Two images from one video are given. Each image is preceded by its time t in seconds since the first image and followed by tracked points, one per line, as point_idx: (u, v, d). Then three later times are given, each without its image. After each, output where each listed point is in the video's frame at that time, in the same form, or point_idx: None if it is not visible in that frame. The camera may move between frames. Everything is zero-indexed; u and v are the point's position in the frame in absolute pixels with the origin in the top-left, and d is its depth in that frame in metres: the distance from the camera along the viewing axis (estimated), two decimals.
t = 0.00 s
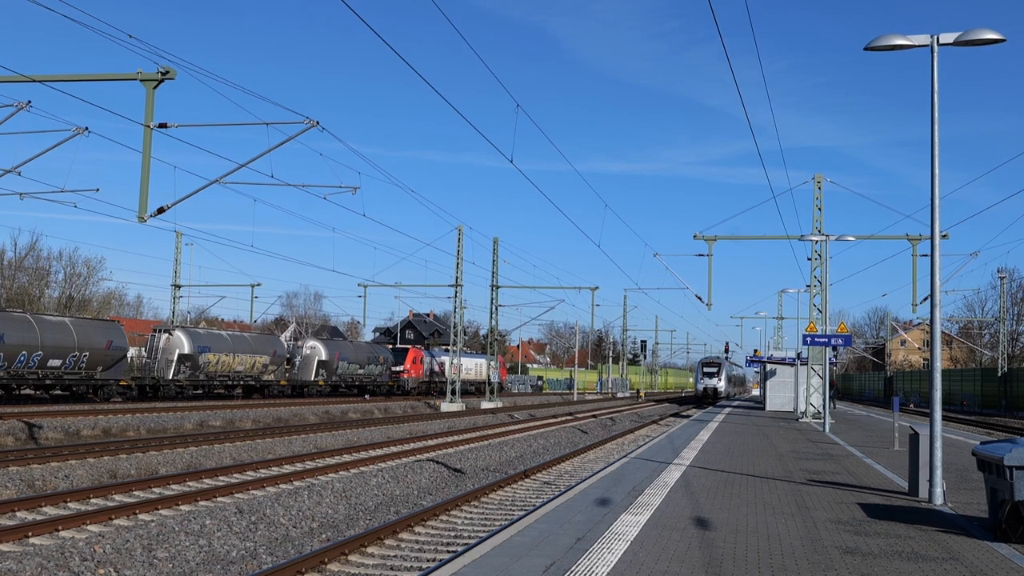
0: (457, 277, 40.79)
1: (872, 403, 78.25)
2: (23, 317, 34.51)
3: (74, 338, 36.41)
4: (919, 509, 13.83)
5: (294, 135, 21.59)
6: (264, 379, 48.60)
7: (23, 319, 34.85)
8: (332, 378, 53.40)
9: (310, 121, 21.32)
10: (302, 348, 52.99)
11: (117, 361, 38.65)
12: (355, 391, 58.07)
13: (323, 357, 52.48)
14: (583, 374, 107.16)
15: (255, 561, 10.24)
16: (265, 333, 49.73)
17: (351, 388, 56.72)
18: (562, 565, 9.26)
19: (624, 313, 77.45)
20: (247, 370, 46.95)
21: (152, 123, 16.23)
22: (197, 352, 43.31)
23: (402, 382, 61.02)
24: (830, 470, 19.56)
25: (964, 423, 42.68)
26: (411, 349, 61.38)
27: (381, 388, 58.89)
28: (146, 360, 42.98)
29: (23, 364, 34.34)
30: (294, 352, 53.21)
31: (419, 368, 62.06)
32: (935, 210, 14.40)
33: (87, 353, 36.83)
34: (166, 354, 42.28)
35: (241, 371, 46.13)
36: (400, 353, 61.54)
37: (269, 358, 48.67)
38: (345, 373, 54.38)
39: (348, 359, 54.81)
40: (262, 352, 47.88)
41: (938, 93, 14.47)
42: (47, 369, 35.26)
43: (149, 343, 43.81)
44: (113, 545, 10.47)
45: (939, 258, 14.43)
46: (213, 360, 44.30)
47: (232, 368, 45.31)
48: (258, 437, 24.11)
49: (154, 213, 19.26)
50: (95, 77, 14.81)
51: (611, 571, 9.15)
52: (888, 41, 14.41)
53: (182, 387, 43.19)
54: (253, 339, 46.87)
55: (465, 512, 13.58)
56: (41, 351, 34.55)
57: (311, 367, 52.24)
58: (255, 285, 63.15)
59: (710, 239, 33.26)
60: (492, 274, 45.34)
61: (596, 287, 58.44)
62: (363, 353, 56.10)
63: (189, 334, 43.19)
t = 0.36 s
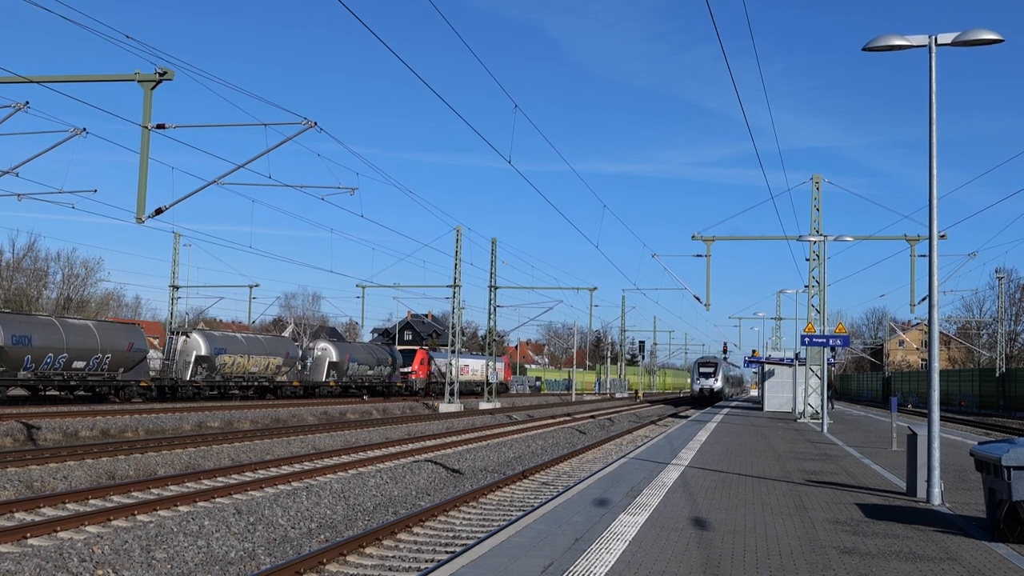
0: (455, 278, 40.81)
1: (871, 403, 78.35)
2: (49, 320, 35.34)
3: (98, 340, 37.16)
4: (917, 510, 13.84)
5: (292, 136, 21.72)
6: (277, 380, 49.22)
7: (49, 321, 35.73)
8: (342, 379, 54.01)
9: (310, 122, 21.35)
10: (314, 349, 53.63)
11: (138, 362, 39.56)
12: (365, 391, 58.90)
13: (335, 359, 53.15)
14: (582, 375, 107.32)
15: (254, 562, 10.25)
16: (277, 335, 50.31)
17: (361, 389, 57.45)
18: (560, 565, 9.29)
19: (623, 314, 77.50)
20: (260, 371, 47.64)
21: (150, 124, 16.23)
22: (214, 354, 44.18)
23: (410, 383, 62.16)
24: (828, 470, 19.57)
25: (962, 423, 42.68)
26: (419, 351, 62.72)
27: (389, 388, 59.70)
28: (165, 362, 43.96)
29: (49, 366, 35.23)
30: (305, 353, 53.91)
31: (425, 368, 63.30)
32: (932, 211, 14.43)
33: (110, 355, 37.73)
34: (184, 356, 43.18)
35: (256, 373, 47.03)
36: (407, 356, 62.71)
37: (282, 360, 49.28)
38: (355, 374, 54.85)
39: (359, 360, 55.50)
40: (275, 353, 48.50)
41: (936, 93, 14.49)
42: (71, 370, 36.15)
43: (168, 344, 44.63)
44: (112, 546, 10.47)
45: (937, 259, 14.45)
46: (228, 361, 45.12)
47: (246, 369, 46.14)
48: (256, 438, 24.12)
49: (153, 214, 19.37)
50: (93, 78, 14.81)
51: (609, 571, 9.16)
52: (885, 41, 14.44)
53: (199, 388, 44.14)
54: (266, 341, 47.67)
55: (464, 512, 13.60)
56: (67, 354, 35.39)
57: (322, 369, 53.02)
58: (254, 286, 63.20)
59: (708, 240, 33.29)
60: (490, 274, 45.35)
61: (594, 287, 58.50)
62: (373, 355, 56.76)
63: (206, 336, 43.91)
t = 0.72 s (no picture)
0: (454, 278, 40.81)
1: (869, 403, 78.42)
2: (74, 322, 36.42)
3: (120, 342, 38.25)
4: (917, 509, 13.84)
5: (288, 136, 21.94)
6: (291, 381, 49.59)
7: (74, 324, 36.79)
8: (353, 379, 54.25)
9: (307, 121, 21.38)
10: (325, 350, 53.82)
11: (158, 363, 40.70)
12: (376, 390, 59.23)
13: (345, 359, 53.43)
14: (580, 375, 107.44)
15: (253, 563, 10.23)
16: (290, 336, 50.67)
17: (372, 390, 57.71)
18: (559, 566, 9.28)
19: (621, 314, 77.54)
20: (275, 371, 48.16)
21: (149, 124, 16.21)
22: (230, 354, 45.31)
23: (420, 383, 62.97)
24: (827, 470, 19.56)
25: (960, 423, 42.69)
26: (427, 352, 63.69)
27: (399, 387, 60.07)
28: (184, 362, 45.92)
29: (74, 367, 36.05)
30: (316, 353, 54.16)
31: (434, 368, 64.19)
32: (930, 212, 14.43)
33: (131, 356, 38.69)
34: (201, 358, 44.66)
35: (270, 373, 47.55)
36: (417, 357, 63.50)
37: (295, 360, 49.78)
38: (365, 374, 55.16)
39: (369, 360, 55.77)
40: (288, 353, 49.04)
41: (935, 93, 14.49)
42: (95, 371, 37.06)
43: (187, 345, 46.32)
44: (110, 546, 10.46)
45: (935, 259, 14.45)
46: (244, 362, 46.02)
47: (260, 370, 46.82)
48: (256, 438, 24.15)
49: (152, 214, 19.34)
50: (92, 78, 14.81)
51: (608, 571, 9.16)
52: (884, 41, 14.44)
53: (216, 388, 45.19)
54: (280, 342, 48.33)
55: (462, 512, 13.59)
56: (91, 355, 36.35)
57: (333, 369, 53.28)
58: (252, 286, 63.20)
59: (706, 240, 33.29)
60: (489, 274, 45.36)
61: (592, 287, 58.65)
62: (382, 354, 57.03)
63: (222, 337, 45.13)
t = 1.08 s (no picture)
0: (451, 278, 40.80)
1: (866, 404, 78.56)
2: (95, 324, 36.91)
3: (139, 343, 38.72)
4: (913, 510, 13.87)
5: (285, 137, 21.74)
6: (301, 382, 50.05)
7: (96, 326, 37.25)
8: (361, 380, 54.54)
9: (304, 121, 21.32)
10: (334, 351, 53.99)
11: (175, 365, 41.04)
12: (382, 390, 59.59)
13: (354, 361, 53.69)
14: (578, 376, 107.54)
15: (250, 563, 10.24)
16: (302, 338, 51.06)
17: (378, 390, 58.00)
18: (556, 566, 9.31)
19: (619, 315, 77.66)
20: (287, 372, 48.57)
21: (145, 124, 16.20)
22: (244, 356, 45.43)
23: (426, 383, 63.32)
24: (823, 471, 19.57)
25: (957, 424, 42.74)
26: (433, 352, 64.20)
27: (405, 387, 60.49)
28: (196, 364, 45.29)
29: (95, 368, 36.74)
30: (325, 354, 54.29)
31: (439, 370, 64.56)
32: (927, 212, 14.46)
33: (150, 357, 39.15)
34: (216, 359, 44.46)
35: (282, 374, 47.97)
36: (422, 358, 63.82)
37: (307, 361, 50.12)
38: (373, 375, 55.43)
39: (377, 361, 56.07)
40: (300, 355, 49.41)
41: (931, 95, 14.53)
42: (115, 372, 37.59)
43: (200, 345, 45.90)
44: (107, 547, 10.46)
45: (932, 259, 14.48)
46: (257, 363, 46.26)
47: (272, 371, 47.14)
48: (253, 439, 24.17)
49: (148, 214, 19.22)
50: (89, 79, 14.81)
51: (604, 571, 9.18)
52: (880, 42, 14.47)
53: (230, 389, 45.41)
54: (292, 344, 48.66)
55: (459, 513, 13.61)
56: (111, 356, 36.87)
57: (343, 370, 53.46)
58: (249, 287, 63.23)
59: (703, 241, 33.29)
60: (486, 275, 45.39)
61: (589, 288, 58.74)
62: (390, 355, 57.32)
63: (236, 339, 45.23)
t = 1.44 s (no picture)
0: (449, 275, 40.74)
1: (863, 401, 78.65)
2: (116, 323, 37.34)
3: (158, 340, 39.10)
4: (910, 507, 13.88)
5: (284, 133, 21.11)
6: (313, 378, 50.44)
7: (118, 324, 37.72)
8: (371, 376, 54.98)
9: (304, 119, 21.19)
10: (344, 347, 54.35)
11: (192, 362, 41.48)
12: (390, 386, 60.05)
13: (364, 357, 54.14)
14: (576, 372, 107.79)
15: (248, 559, 10.24)
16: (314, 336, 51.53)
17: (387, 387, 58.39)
18: (554, 562, 9.31)
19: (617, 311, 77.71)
20: (300, 368, 48.95)
21: (143, 120, 16.16)
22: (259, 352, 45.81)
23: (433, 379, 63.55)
24: (820, 468, 19.62)
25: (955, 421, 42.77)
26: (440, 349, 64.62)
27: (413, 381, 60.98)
28: (213, 360, 45.96)
29: (118, 364, 37.09)
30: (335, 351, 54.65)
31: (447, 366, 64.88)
32: (926, 210, 14.46)
33: (169, 354, 39.58)
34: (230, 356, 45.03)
35: (295, 370, 48.36)
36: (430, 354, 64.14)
37: (318, 358, 50.48)
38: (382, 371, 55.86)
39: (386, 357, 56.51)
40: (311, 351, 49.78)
41: (930, 92, 14.52)
42: (136, 369, 38.01)
43: (216, 343, 46.48)
44: (104, 542, 10.46)
45: (931, 256, 14.47)
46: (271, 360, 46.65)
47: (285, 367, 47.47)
48: (252, 434, 24.18)
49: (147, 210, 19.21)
50: (87, 75, 14.78)
51: (602, 568, 9.18)
52: (880, 39, 14.45)
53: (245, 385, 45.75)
54: (305, 340, 49.10)
55: (457, 509, 13.61)
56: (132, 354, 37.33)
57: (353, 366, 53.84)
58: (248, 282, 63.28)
59: (702, 238, 33.31)
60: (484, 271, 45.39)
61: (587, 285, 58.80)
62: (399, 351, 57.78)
63: (251, 336, 45.66)
